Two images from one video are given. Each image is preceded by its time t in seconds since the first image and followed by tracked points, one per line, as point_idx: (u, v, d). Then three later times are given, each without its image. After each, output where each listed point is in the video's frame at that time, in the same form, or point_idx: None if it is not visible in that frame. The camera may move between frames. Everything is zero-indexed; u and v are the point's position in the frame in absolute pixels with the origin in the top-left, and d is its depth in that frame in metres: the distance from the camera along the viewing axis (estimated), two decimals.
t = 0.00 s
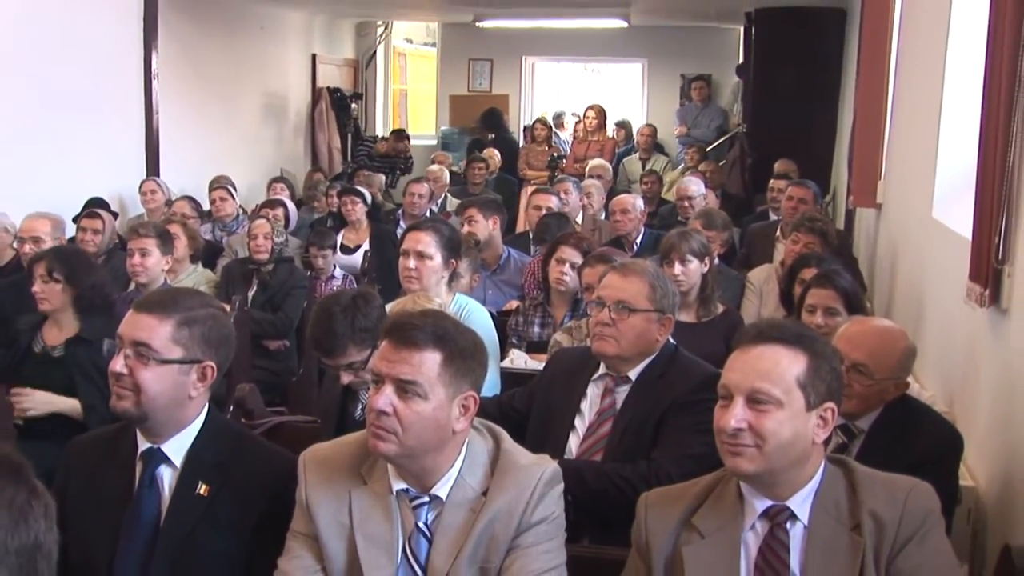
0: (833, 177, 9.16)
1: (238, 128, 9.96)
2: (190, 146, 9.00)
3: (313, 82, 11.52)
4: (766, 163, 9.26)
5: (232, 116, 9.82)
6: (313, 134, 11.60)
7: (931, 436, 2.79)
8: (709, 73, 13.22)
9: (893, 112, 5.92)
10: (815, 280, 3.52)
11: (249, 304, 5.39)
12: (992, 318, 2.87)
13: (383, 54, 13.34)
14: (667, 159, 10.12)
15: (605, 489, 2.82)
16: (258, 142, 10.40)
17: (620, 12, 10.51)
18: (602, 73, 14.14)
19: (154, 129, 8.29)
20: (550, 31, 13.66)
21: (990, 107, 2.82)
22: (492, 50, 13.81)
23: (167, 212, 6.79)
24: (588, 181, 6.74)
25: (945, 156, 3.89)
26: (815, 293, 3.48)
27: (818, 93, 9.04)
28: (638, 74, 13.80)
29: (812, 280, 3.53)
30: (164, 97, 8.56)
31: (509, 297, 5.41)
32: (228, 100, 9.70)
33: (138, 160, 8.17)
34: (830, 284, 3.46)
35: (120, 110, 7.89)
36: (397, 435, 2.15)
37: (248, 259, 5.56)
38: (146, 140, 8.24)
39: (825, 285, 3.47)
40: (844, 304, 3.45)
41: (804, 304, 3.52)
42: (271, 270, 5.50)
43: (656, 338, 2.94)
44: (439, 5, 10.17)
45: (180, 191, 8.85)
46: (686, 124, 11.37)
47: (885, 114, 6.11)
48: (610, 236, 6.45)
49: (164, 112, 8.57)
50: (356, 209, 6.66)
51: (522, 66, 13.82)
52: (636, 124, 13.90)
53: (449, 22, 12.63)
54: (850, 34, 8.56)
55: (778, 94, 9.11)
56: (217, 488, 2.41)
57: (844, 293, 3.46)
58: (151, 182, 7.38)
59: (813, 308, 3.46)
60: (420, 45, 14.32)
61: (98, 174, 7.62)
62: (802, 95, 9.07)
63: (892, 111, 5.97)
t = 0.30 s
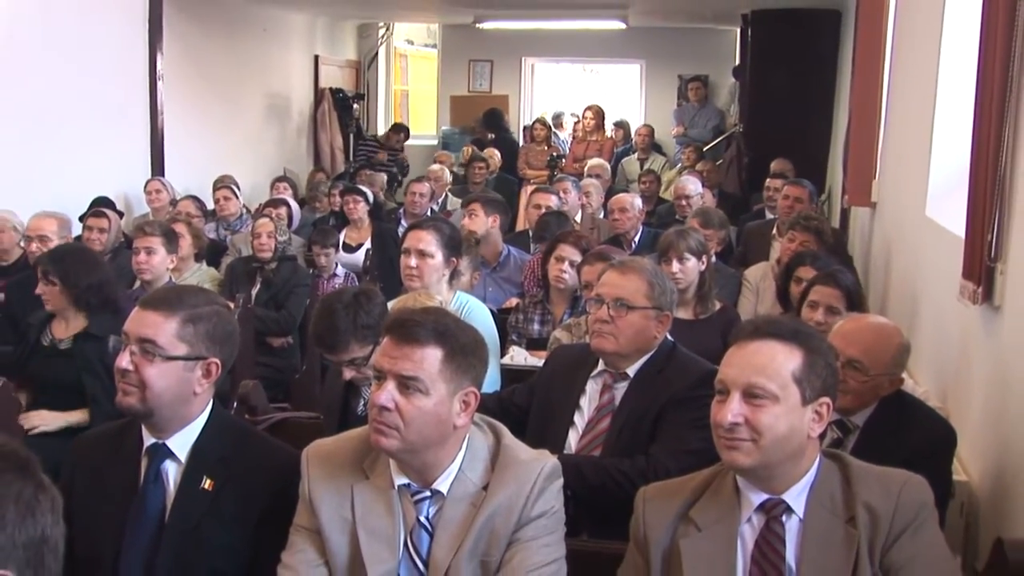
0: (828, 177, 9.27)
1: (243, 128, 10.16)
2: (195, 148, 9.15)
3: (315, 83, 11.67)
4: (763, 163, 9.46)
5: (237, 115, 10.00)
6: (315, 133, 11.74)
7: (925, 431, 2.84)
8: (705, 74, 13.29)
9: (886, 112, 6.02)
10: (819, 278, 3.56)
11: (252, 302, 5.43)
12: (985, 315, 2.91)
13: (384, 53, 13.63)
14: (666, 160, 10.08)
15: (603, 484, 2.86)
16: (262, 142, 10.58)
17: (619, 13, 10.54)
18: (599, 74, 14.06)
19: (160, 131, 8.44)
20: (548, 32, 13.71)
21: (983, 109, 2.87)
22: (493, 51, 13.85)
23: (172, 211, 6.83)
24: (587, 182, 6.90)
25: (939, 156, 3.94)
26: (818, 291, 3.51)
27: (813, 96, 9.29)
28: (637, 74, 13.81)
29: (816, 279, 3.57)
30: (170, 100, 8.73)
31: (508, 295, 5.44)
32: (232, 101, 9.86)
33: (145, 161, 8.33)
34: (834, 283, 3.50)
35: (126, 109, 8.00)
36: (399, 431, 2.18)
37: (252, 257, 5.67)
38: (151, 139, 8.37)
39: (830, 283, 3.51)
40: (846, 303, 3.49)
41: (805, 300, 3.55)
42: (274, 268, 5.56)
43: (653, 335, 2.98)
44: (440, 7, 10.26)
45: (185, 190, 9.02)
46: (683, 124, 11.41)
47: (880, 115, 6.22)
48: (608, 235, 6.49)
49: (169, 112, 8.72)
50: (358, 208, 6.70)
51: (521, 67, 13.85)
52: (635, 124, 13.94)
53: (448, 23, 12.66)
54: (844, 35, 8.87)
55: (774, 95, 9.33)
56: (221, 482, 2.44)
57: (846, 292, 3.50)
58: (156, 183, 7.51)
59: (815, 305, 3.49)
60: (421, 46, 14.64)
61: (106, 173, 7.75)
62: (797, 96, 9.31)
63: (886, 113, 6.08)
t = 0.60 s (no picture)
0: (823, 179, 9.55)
1: (246, 130, 10.29)
2: (198, 150, 9.31)
3: (317, 85, 11.81)
4: (757, 166, 9.65)
5: (240, 116, 10.13)
6: (317, 135, 11.86)
7: (918, 428, 2.88)
8: (701, 77, 13.32)
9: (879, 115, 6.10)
10: (819, 279, 3.60)
11: (255, 301, 5.47)
12: (977, 314, 2.96)
13: (384, 56, 13.65)
14: (662, 161, 10.07)
15: (601, 481, 2.90)
16: (265, 145, 10.71)
17: (615, 17, 10.58)
18: (596, 77, 14.15)
19: (163, 133, 8.61)
20: (545, 35, 13.77)
21: (973, 112, 2.93)
22: (491, 54, 13.88)
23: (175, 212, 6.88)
24: (584, 183, 6.93)
25: (931, 158, 4.00)
26: (817, 291, 3.56)
27: (807, 102, 9.48)
28: (634, 77, 13.83)
29: (816, 279, 3.61)
30: (174, 103, 8.90)
31: (507, 294, 5.47)
32: (234, 103, 9.98)
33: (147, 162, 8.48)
34: (833, 284, 3.55)
35: (130, 110, 8.19)
36: (399, 428, 2.23)
37: (255, 257, 5.69)
38: (155, 140, 8.55)
39: (829, 284, 3.56)
40: (844, 304, 3.53)
41: (803, 300, 3.60)
42: (276, 268, 5.60)
43: (650, 333, 3.03)
44: (438, 11, 10.34)
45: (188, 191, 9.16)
46: (679, 126, 11.47)
47: (873, 119, 6.33)
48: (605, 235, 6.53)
49: (172, 114, 8.87)
50: (359, 209, 6.74)
51: (519, 70, 13.89)
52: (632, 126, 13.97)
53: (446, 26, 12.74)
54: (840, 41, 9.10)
55: (771, 99, 9.53)
56: (224, 478, 2.48)
57: (845, 293, 3.54)
58: (159, 183, 7.57)
59: (814, 305, 3.53)
60: (421, 49, 14.52)
61: (110, 174, 7.94)
62: (794, 101, 9.50)
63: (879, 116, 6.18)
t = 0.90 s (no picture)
0: (821, 179, 9.67)
1: (253, 131, 10.37)
2: (206, 150, 9.39)
3: (322, 87, 11.90)
4: (756, 166, 9.76)
5: (246, 117, 10.19)
6: (322, 135, 11.94)
7: (915, 425, 2.92)
8: (701, 79, 13.37)
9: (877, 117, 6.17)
10: (823, 277, 3.64)
11: (261, 299, 5.52)
12: (975, 312, 2.99)
13: (389, 58, 13.72)
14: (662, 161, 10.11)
15: (602, 476, 2.95)
16: (271, 146, 10.79)
17: (617, 19, 10.60)
18: (598, 78, 14.12)
19: (172, 134, 8.69)
20: (547, 36, 13.81)
21: (970, 114, 2.96)
22: (494, 56, 13.91)
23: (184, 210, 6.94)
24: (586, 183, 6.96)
25: (928, 160, 4.04)
26: (821, 289, 3.59)
27: (806, 103, 9.60)
28: (635, 79, 13.85)
29: (820, 278, 3.65)
30: (182, 103, 8.97)
31: (509, 292, 5.52)
32: (241, 103, 10.04)
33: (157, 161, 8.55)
34: (837, 284, 3.59)
35: (139, 110, 8.27)
36: (404, 423, 2.26)
37: (261, 256, 5.75)
38: (164, 140, 8.63)
39: (833, 284, 3.59)
40: (846, 303, 3.56)
41: (805, 298, 3.63)
42: (282, 266, 5.65)
43: (651, 331, 3.07)
44: (442, 14, 10.39)
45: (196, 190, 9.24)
46: (679, 128, 11.51)
47: (871, 122, 6.39)
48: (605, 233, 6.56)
49: (180, 116, 8.94)
50: (364, 208, 6.79)
51: (522, 72, 13.92)
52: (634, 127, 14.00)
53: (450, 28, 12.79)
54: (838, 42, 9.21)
55: (770, 100, 9.64)
56: (231, 474, 2.52)
57: (848, 292, 3.58)
58: (168, 183, 7.63)
59: (817, 303, 3.57)
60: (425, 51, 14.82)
61: (120, 173, 8.02)
62: (793, 102, 9.61)
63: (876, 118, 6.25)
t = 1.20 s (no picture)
0: (818, 179, 9.70)
1: (258, 132, 10.41)
2: (212, 151, 9.43)
3: (327, 88, 11.95)
4: (755, 166, 9.80)
5: (251, 118, 10.23)
6: (327, 135, 12.00)
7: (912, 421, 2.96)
8: (700, 80, 13.41)
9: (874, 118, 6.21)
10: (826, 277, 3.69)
11: (267, 298, 5.56)
12: (971, 310, 3.03)
13: (393, 60, 13.76)
14: (661, 161, 10.17)
15: (604, 472, 2.99)
16: (276, 147, 10.83)
17: (619, 20, 10.63)
18: (598, 79, 14.18)
19: (179, 135, 8.74)
20: (549, 38, 13.85)
21: (966, 114, 3.00)
22: (496, 57, 13.95)
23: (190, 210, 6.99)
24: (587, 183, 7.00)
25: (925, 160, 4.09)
26: (825, 288, 3.63)
27: (804, 104, 9.65)
28: (635, 81, 13.89)
29: (823, 278, 3.70)
30: (189, 104, 9.00)
31: (511, 291, 5.61)
32: (246, 104, 10.09)
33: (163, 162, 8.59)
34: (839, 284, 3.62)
35: (146, 111, 8.32)
36: (407, 420, 2.30)
37: (266, 256, 5.79)
38: (170, 140, 8.67)
39: (836, 284, 3.63)
40: (848, 302, 3.60)
41: (807, 296, 3.67)
42: (288, 265, 5.70)
43: (651, 329, 3.10)
44: (444, 16, 10.43)
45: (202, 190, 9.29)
46: (679, 128, 11.55)
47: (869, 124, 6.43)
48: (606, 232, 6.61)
49: (187, 117, 8.98)
50: (367, 208, 6.82)
51: (523, 73, 13.96)
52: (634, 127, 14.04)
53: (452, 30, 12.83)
54: (835, 44, 9.27)
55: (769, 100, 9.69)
56: (238, 471, 2.57)
57: (849, 291, 3.62)
58: (174, 183, 7.68)
59: (819, 301, 3.61)
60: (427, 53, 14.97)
61: (128, 174, 8.08)
62: (790, 103, 9.66)
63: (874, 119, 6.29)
